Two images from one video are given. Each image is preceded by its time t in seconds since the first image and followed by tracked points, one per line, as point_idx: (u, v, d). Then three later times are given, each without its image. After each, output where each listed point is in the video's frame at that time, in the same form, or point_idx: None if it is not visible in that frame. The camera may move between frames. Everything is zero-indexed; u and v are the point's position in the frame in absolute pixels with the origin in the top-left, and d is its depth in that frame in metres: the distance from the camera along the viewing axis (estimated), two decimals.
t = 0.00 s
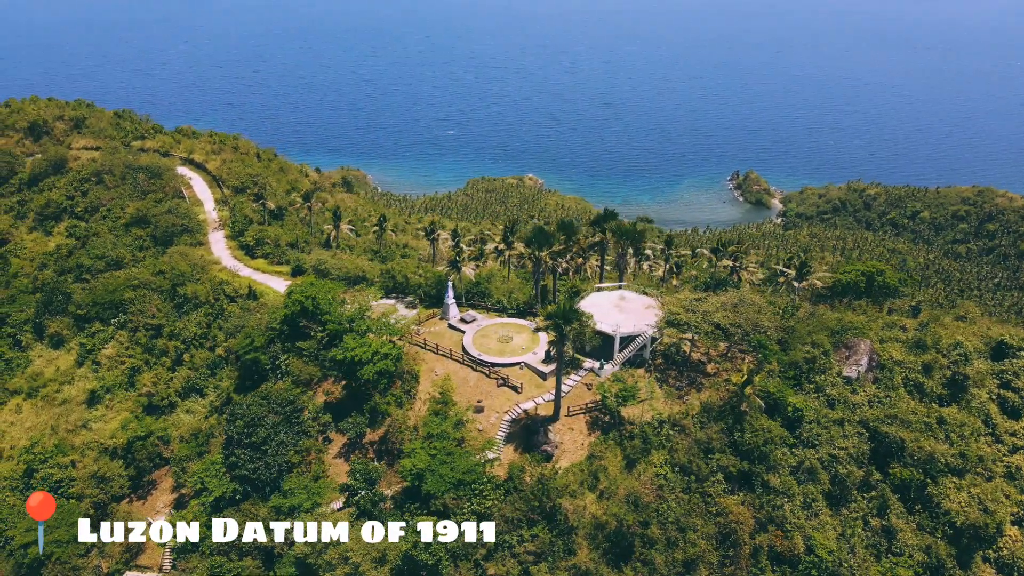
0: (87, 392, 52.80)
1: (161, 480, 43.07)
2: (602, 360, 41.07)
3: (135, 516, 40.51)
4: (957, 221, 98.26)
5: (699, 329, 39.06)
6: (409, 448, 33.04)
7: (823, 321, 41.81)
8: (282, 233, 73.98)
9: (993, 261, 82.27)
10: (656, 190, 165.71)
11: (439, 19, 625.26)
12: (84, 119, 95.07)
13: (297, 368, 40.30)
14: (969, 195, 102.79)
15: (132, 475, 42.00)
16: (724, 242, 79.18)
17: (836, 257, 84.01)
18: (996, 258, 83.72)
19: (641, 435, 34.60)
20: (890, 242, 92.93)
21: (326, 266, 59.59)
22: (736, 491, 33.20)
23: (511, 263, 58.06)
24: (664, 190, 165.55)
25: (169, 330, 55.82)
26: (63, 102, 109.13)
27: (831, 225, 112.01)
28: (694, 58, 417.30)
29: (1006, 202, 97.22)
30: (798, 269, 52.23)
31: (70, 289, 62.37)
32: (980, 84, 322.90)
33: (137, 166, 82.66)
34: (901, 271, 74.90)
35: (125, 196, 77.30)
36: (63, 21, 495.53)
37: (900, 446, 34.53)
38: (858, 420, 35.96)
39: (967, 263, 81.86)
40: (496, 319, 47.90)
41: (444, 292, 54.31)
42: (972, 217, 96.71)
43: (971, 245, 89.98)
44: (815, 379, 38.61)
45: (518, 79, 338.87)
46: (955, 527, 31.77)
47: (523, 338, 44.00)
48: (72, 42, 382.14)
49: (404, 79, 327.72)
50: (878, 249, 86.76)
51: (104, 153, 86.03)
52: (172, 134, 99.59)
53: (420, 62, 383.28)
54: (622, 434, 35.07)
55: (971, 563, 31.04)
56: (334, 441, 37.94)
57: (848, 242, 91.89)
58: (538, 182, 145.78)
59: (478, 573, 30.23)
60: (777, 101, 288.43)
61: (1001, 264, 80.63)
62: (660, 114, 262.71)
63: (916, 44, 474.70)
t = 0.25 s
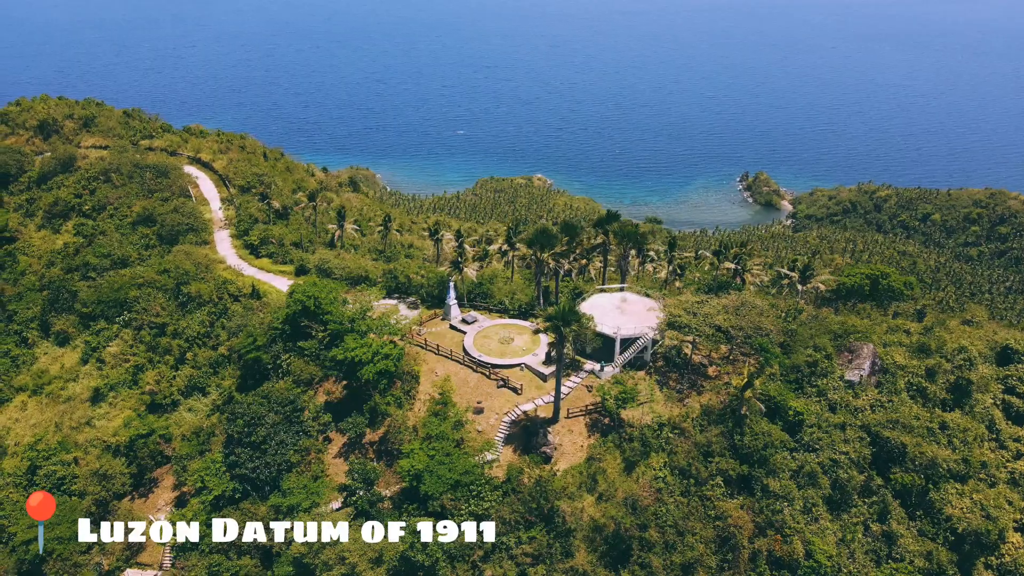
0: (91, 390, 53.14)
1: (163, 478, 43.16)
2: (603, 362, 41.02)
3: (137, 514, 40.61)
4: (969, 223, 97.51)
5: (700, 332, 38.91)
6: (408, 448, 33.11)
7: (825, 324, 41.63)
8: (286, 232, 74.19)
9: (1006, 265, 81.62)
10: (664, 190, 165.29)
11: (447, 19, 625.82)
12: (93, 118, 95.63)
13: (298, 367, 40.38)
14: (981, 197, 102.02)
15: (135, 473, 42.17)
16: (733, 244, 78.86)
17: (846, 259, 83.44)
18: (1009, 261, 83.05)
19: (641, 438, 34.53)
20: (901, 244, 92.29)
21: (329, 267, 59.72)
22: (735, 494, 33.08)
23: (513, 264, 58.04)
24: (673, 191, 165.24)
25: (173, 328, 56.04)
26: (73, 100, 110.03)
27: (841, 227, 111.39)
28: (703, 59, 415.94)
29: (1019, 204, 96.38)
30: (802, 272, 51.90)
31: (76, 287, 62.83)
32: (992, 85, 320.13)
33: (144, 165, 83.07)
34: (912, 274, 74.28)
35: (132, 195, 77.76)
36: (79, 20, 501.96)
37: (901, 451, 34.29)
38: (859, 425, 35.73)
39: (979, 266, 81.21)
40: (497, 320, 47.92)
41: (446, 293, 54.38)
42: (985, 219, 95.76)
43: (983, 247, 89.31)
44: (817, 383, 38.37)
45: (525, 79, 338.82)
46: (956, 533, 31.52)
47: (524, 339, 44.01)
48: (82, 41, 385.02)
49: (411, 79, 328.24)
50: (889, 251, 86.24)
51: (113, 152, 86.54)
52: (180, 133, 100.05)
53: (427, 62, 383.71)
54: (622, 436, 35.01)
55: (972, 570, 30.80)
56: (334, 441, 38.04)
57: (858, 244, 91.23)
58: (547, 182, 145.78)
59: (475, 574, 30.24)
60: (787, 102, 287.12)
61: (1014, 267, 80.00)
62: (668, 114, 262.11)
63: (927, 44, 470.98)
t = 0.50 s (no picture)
0: (94, 388, 53.38)
1: (164, 476, 43.13)
2: (603, 364, 40.99)
3: (138, 512, 40.63)
4: (978, 225, 97.07)
5: (700, 334, 38.79)
6: (408, 448, 33.14)
7: (827, 327, 41.45)
8: (290, 231, 74.35)
9: (1015, 268, 81.23)
10: (671, 191, 165.01)
11: (454, 19, 626.35)
12: (99, 117, 95.91)
13: (299, 367, 40.48)
14: (990, 199, 101.51)
15: (136, 472, 42.22)
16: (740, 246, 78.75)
17: (854, 261, 83.22)
18: (1019, 264, 82.65)
19: (640, 439, 34.47)
20: (909, 246, 91.88)
21: (331, 266, 59.73)
22: (735, 497, 32.95)
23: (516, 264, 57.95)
24: (680, 191, 165.11)
25: (175, 327, 56.18)
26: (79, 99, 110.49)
27: (849, 228, 111.00)
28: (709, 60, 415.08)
29: None
30: (805, 274, 51.68)
31: (81, 286, 63.15)
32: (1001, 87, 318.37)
33: (149, 164, 83.31)
34: (919, 276, 74.13)
35: (137, 193, 78.03)
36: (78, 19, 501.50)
37: (903, 455, 34.07)
38: (861, 428, 35.52)
39: (989, 269, 80.83)
40: (498, 321, 47.91)
41: (447, 294, 54.41)
42: (994, 221, 95.44)
43: (992, 250, 88.90)
44: (818, 386, 38.22)
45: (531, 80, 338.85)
46: (958, 537, 31.29)
47: (525, 340, 43.98)
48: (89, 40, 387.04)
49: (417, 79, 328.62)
50: (897, 253, 85.93)
51: (119, 151, 86.88)
52: (186, 132, 100.35)
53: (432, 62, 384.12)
54: (621, 438, 34.96)
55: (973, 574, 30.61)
56: (334, 440, 38.09)
57: (865, 246, 90.98)
58: (553, 182, 145.79)
59: None
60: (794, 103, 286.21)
61: None
62: (674, 115, 261.73)
63: (936, 45, 468.31)
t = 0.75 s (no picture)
0: (98, 385, 53.74)
1: (166, 474, 43.24)
2: (604, 365, 40.92)
3: (140, 509, 40.79)
4: (990, 228, 96.51)
5: (701, 336, 38.69)
6: (407, 448, 33.23)
7: (829, 330, 41.27)
8: (294, 231, 74.59)
9: None
10: (680, 192, 164.63)
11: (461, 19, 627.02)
12: (109, 115, 96.38)
13: (300, 366, 40.59)
14: (1003, 202, 100.79)
15: (138, 469, 42.40)
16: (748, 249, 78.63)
17: (863, 264, 82.78)
18: None
19: (640, 443, 34.43)
20: (920, 248, 91.33)
21: (334, 266, 59.78)
22: (735, 500, 32.78)
23: (519, 265, 57.87)
24: (689, 192, 164.75)
25: (179, 326, 56.38)
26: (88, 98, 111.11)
27: (859, 230, 110.40)
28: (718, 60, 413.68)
29: None
30: (808, 276, 51.48)
31: (86, 284, 63.55)
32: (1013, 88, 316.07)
33: (156, 163, 83.70)
34: (930, 279, 73.68)
35: (144, 192, 78.40)
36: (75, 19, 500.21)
37: (905, 460, 33.78)
38: (863, 432, 35.29)
39: (1001, 272, 80.26)
40: (500, 322, 47.87)
41: (449, 294, 54.43)
42: (1006, 224, 94.76)
43: (1004, 253, 88.33)
44: (820, 390, 38.03)
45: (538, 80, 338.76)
46: (959, 544, 31.03)
47: (526, 341, 43.97)
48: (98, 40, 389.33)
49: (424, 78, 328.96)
50: (908, 255, 85.44)
51: (127, 150, 87.27)
52: (194, 131, 100.69)
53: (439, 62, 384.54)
54: (621, 441, 34.90)
55: None
56: (334, 440, 38.19)
57: (875, 248, 90.50)
58: (562, 182, 145.77)
59: None
60: (804, 105, 284.93)
61: None
62: (683, 115, 261.06)
63: (947, 46, 465.54)
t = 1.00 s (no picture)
0: (101, 384, 53.99)
1: (167, 472, 43.44)
2: (605, 366, 40.86)
3: (141, 508, 40.93)
4: (999, 230, 96.09)
5: (702, 338, 38.56)
6: (406, 449, 33.28)
7: (831, 332, 41.10)
8: (298, 231, 74.77)
9: None
10: (687, 192, 164.54)
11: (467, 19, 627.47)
12: (116, 115, 96.72)
13: (301, 366, 40.68)
14: (1012, 204, 100.38)
15: (140, 468, 42.60)
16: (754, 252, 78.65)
17: (871, 265, 82.49)
18: None
19: (639, 444, 34.37)
20: (929, 250, 90.95)
21: (336, 266, 59.84)
22: (734, 503, 32.70)
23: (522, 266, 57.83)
24: (696, 192, 164.66)
25: (182, 325, 56.55)
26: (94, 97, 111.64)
27: (866, 231, 110.06)
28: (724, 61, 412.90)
29: None
30: (810, 279, 51.23)
31: (91, 283, 63.81)
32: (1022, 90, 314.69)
33: (162, 162, 84.04)
34: (938, 281, 73.45)
35: (150, 191, 78.69)
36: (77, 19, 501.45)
37: (906, 464, 33.61)
38: (864, 435, 35.12)
39: (1010, 274, 79.89)
40: (501, 322, 47.86)
41: (451, 294, 54.45)
42: (1015, 226, 94.39)
43: (1013, 255, 87.90)
44: (821, 392, 37.89)
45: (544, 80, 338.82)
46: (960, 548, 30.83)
47: (526, 342, 43.94)
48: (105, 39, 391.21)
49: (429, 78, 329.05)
50: (916, 257, 85.14)
51: (133, 149, 87.60)
52: (200, 130, 100.98)
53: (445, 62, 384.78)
54: (621, 442, 34.85)
55: None
56: (334, 440, 38.28)
57: (883, 249, 90.20)
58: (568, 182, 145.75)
59: None
60: (811, 105, 284.14)
61: None
62: (689, 116, 260.71)
63: (955, 48, 463.78)
